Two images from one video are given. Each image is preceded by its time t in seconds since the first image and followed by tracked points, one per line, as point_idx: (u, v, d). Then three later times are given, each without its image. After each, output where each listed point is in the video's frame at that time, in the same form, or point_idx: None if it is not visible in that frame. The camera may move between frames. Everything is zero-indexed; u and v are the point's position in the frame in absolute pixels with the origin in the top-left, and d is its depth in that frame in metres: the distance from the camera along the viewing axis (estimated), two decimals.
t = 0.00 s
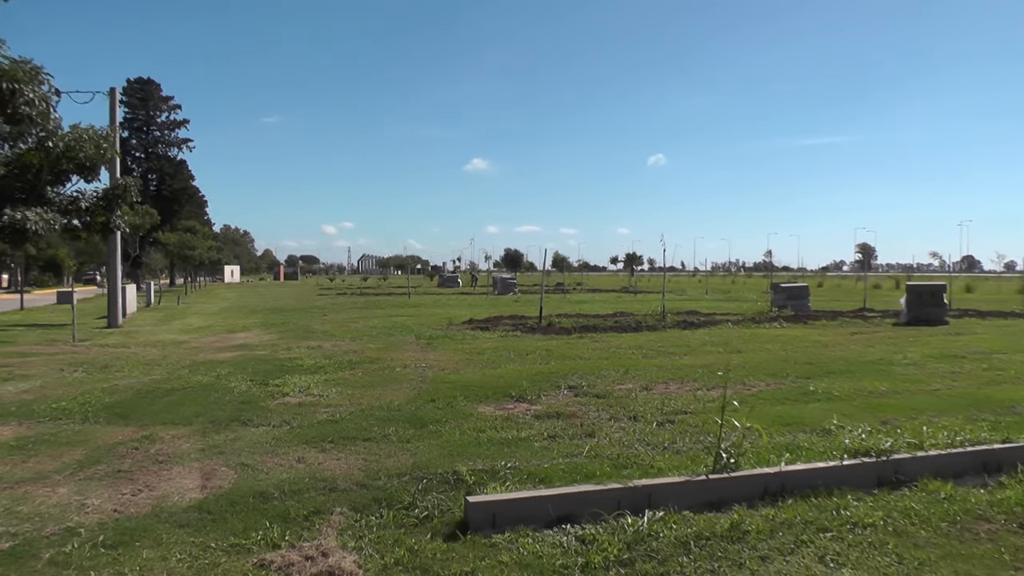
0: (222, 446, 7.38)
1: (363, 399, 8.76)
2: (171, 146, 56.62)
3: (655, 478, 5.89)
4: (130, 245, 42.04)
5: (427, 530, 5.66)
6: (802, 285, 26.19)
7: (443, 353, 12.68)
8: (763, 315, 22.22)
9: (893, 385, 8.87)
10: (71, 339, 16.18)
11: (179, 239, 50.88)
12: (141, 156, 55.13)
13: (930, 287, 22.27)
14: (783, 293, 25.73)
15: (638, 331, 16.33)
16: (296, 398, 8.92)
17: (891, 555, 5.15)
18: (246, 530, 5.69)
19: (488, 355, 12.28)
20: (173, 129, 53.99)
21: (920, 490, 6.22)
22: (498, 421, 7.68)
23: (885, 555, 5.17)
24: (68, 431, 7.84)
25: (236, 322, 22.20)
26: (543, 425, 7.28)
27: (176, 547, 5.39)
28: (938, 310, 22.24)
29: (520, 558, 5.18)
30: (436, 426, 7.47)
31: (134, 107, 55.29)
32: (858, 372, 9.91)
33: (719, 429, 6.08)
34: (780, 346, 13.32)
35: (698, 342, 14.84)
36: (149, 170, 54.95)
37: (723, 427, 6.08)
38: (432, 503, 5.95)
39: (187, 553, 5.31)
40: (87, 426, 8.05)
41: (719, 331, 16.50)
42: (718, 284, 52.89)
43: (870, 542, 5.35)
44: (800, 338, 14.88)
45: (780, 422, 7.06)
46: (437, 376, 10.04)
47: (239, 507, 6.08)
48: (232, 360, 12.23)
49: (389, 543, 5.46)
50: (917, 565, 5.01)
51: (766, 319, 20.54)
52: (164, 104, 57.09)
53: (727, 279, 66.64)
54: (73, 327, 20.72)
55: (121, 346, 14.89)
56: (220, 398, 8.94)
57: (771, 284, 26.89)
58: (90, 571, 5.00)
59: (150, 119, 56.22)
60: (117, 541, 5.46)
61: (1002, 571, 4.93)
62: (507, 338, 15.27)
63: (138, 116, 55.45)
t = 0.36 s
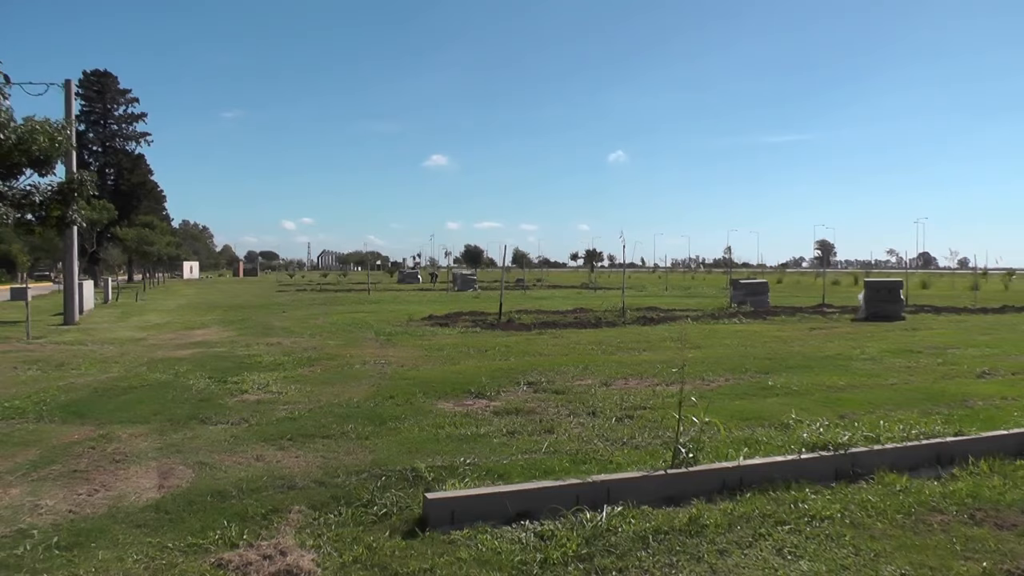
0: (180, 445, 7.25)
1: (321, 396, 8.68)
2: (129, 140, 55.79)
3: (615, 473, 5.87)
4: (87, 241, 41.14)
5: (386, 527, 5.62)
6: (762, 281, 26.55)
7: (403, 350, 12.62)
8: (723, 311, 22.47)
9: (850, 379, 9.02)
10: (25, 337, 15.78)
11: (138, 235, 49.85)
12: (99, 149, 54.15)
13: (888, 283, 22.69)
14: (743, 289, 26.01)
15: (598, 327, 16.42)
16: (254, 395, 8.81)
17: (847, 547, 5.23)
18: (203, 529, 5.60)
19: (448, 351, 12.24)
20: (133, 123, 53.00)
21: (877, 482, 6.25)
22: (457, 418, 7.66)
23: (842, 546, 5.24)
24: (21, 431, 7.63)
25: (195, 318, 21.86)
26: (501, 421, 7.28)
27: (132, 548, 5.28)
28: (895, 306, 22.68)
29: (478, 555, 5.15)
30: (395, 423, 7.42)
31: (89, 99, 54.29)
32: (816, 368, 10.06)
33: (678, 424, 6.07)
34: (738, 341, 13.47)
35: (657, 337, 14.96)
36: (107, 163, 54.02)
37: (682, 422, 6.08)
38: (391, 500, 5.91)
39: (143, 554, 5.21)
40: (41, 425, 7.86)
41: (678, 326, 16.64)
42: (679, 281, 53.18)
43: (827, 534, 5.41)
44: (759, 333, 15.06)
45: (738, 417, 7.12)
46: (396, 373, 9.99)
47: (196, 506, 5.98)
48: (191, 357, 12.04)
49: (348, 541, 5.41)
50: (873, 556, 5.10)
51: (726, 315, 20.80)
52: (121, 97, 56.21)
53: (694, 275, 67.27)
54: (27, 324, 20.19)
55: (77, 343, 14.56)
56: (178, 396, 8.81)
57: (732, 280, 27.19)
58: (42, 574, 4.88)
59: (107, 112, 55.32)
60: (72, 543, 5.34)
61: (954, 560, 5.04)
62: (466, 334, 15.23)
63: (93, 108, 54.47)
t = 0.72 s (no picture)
0: (145, 443, 7.15)
1: (289, 393, 8.61)
2: (93, 133, 55.06)
3: (581, 468, 5.87)
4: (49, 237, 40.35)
5: (352, 524, 5.59)
6: (729, 278, 26.79)
7: (371, 346, 12.55)
8: (690, 307, 22.61)
9: (816, 374, 9.13)
10: None
11: (102, 230, 49.04)
12: (63, 143, 53.35)
13: (854, 280, 22.99)
14: (710, 285, 26.22)
15: (566, 323, 16.46)
16: (221, 392, 8.72)
17: (813, 539, 5.30)
18: (169, 529, 5.52)
19: (416, 348, 12.20)
20: (98, 116, 52.15)
21: (842, 476, 6.29)
22: (425, 414, 7.64)
23: (807, 539, 5.31)
24: None
25: (162, 315, 21.53)
26: (468, 417, 7.27)
27: (96, 548, 5.20)
28: (861, 303, 22.98)
29: (445, 551, 5.14)
30: (362, 419, 7.38)
31: (53, 92, 53.59)
32: (782, 363, 10.16)
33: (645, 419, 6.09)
34: (705, 337, 13.58)
35: (624, 333, 15.03)
36: (70, 157, 53.26)
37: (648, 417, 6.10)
38: (357, 497, 5.88)
39: (107, 554, 5.13)
40: (3, 424, 7.70)
41: (646, 322, 16.72)
42: (648, 279, 53.23)
43: (793, 527, 5.47)
44: (726, 329, 15.18)
45: (705, 412, 7.16)
46: (364, 369, 9.93)
47: (162, 505, 5.89)
48: (157, 354, 11.89)
49: (314, 538, 5.37)
50: (837, 549, 5.18)
51: (693, 311, 20.95)
52: (85, 89, 55.38)
53: (668, 272, 67.68)
54: None
55: (39, 340, 14.29)
56: (144, 393, 8.69)
57: (700, 276, 27.39)
58: None
59: (71, 104, 54.64)
60: (34, 544, 5.24)
61: (916, 552, 5.14)
62: (434, 330, 15.19)
63: (58, 100, 53.90)
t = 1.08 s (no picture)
0: (111, 442, 7.04)
1: (257, 391, 8.53)
2: (59, 126, 54.16)
3: (549, 465, 5.86)
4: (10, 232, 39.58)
5: (320, 523, 5.55)
6: (698, 275, 26.98)
7: (339, 344, 12.47)
8: (659, 305, 22.73)
9: (783, 372, 9.23)
10: None
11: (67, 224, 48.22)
12: (27, 136, 52.46)
13: (822, 278, 23.26)
14: (679, 284, 26.38)
15: (535, 321, 16.47)
16: (188, 390, 8.63)
17: (779, 535, 5.35)
18: (134, 529, 5.44)
19: (384, 345, 12.14)
20: (64, 109, 51.26)
21: (809, 472, 6.33)
22: (393, 413, 7.61)
23: (773, 535, 5.36)
24: None
25: (128, 312, 21.18)
26: (436, 415, 7.25)
27: (59, 549, 5.10)
28: (829, 301, 23.25)
29: (412, 550, 5.12)
30: (330, 418, 7.34)
31: (16, 83, 52.47)
32: (750, 361, 10.25)
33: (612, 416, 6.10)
34: (674, 335, 13.67)
35: (593, 331, 15.07)
36: (35, 150, 52.39)
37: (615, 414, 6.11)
38: (324, 496, 5.84)
39: (71, 555, 5.04)
40: None
41: (614, 320, 16.79)
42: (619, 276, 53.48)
43: (759, 523, 5.50)
44: (694, 327, 15.29)
45: (673, 409, 7.20)
46: (332, 367, 9.87)
47: (127, 505, 5.81)
48: (123, 351, 11.72)
49: (281, 537, 5.33)
50: (803, 544, 5.24)
51: (661, 309, 21.06)
52: (50, 81, 54.41)
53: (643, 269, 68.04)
54: None
55: (1, 338, 14.01)
56: (110, 391, 8.56)
57: (670, 274, 27.56)
58: None
59: (37, 97, 53.57)
60: None
61: (881, 546, 5.25)
62: (403, 328, 15.14)
63: (19, 92, 52.51)
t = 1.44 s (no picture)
0: (84, 443, 6.96)
1: (232, 391, 8.48)
2: (30, 124, 53.43)
3: (524, 464, 5.85)
4: None
5: (295, 524, 5.53)
6: (673, 274, 27.12)
7: (314, 344, 12.42)
8: (634, 303, 22.82)
9: (758, 369, 9.30)
10: None
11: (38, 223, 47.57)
12: None
13: (797, 277, 23.46)
14: (654, 282, 26.51)
15: (510, 320, 16.48)
16: (162, 391, 8.56)
17: (753, 531, 5.38)
18: (108, 531, 5.39)
19: (360, 345, 12.11)
20: (35, 107, 50.59)
21: (783, 469, 6.36)
22: (368, 412, 7.59)
23: (748, 531, 5.39)
24: None
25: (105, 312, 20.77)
26: (412, 415, 7.24)
27: (29, 553, 5.04)
28: (804, 299, 23.46)
29: (387, 549, 5.11)
30: (305, 417, 7.31)
31: None
32: (725, 358, 10.33)
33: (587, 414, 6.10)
34: (650, 333, 13.73)
35: (568, 329, 15.11)
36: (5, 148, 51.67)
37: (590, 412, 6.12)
38: (300, 496, 5.82)
39: (42, 559, 4.98)
40: None
41: (589, 319, 16.83)
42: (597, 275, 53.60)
43: (734, 519, 5.53)
44: (669, 325, 15.37)
45: (648, 407, 7.23)
46: (307, 367, 9.83)
47: (100, 507, 5.74)
48: (96, 352, 11.59)
49: (255, 538, 5.30)
50: (778, 540, 5.29)
51: (636, 308, 21.13)
52: (20, 79, 53.65)
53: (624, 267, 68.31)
54: None
55: None
56: (83, 393, 8.47)
57: (646, 273, 27.67)
58: None
59: (6, 95, 52.80)
60: None
61: (855, 541, 5.33)
62: (378, 327, 15.09)
63: None
